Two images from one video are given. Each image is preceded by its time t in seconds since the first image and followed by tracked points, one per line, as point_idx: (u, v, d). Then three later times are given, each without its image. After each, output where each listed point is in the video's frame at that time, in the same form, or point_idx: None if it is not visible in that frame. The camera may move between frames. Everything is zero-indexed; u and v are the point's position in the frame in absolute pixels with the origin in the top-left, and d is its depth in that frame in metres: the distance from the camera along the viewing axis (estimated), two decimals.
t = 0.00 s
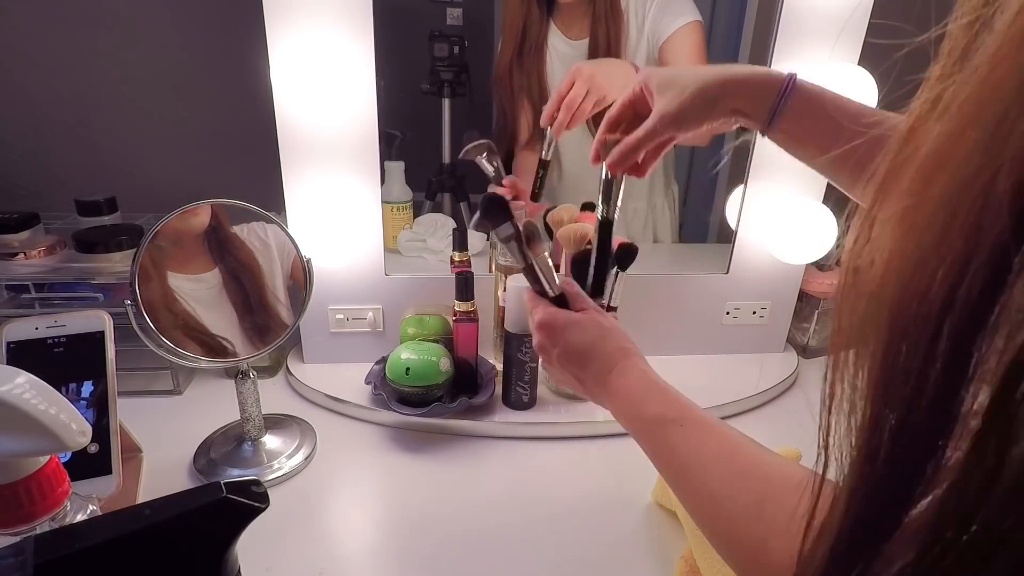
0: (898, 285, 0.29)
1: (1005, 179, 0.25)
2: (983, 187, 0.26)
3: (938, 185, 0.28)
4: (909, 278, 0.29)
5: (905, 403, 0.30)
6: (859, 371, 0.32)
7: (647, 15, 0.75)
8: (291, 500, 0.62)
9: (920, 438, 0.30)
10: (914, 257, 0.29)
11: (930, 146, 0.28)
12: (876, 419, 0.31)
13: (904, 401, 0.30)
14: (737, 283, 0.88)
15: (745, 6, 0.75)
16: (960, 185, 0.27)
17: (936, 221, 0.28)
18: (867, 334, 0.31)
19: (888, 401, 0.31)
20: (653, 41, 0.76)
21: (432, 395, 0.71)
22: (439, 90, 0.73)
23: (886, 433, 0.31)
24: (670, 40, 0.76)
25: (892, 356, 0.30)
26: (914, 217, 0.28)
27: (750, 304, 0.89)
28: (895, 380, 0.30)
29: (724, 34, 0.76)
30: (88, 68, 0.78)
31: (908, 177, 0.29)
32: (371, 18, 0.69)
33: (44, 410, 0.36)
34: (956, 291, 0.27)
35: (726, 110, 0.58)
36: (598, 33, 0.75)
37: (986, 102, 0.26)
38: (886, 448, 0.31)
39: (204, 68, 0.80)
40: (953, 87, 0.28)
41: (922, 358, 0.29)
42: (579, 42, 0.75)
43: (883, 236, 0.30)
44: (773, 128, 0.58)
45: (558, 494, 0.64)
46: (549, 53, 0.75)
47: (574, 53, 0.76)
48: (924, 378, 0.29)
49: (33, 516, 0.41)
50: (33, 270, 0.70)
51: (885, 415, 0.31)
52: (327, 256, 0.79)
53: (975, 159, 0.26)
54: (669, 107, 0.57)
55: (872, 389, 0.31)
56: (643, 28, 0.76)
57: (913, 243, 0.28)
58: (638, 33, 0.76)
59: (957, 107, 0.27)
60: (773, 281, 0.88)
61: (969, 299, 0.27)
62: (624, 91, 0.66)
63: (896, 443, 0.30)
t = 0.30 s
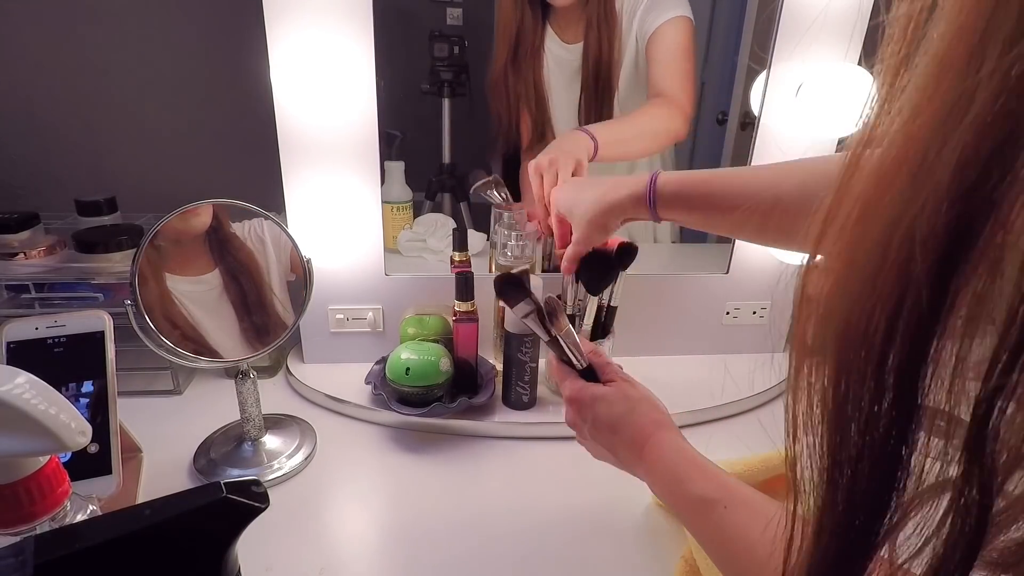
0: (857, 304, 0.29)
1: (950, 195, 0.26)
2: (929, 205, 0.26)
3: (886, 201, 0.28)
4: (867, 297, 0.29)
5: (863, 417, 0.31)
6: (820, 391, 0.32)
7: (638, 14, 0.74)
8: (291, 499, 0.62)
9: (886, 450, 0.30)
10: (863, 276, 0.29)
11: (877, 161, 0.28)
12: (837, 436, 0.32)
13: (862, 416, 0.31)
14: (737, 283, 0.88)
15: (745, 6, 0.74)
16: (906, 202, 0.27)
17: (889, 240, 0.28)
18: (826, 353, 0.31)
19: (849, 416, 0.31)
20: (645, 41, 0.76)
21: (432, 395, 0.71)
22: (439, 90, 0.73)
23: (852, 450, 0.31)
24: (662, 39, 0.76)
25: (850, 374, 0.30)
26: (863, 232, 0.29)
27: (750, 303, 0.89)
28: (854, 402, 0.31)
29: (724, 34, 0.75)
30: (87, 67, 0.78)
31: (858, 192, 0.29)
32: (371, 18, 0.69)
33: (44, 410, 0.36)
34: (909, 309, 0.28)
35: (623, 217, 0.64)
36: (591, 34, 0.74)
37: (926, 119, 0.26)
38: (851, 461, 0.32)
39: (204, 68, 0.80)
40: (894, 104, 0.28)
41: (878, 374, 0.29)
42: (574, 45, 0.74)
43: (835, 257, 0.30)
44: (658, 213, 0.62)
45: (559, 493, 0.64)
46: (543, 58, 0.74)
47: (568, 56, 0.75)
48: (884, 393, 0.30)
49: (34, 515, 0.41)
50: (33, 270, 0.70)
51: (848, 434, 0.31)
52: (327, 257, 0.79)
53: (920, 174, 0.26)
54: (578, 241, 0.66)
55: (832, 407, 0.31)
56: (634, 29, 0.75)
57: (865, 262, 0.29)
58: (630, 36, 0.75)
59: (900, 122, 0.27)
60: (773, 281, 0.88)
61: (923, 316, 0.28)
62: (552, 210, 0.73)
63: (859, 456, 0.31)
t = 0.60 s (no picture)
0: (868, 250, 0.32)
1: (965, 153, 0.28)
2: (947, 160, 0.29)
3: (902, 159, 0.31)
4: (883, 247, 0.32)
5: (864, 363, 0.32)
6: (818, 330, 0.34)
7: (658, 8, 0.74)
8: (291, 500, 0.62)
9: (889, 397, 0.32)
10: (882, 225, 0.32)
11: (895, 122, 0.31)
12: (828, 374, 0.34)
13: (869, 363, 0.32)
14: (737, 283, 0.88)
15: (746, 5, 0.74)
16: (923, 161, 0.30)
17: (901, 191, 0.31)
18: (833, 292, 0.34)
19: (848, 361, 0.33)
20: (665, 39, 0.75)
21: (432, 395, 0.71)
22: (439, 90, 0.73)
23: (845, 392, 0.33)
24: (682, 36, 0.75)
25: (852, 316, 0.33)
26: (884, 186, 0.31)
27: (750, 303, 0.89)
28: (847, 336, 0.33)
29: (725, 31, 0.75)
30: (88, 68, 0.78)
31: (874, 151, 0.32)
32: (371, 18, 0.69)
33: (44, 410, 0.36)
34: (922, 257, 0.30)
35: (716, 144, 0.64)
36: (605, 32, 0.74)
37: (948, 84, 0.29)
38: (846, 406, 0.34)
39: (205, 68, 0.80)
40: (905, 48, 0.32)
41: (855, 287, 0.33)
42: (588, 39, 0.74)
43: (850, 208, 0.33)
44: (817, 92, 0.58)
45: (558, 493, 0.64)
46: (558, 52, 0.74)
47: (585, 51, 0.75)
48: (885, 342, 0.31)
49: (34, 515, 0.41)
50: (33, 270, 0.70)
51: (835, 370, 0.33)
52: (327, 256, 0.79)
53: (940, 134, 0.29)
54: (714, 53, 0.65)
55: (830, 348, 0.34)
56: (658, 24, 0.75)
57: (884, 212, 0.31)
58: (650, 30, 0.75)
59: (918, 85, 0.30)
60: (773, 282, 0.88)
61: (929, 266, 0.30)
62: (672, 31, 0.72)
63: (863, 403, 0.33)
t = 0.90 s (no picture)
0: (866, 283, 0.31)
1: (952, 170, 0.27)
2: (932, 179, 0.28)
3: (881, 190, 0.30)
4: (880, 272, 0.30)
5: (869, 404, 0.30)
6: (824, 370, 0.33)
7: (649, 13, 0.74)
8: (291, 500, 0.62)
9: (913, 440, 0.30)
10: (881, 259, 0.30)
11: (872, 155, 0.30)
12: (827, 415, 0.32)
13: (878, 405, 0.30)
14: (738, 283, 0.88)
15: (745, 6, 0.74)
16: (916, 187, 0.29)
17: (890, 220, 0.30)
18: (830, 333, 0.33)
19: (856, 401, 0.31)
20: (654, 44, 0.75)
21: (432, 395, 0.71)
22: (439, 90, 0.73)
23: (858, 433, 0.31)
24: (671, 39, 0.75)
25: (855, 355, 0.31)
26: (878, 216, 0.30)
27: (750, 303, 0.89)
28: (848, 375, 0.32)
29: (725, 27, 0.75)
30: (88, 68, 0.78)
31: (847, 187, 0.32)
32: (371, 19, 0.69)
33: (44, 411, 0.36)
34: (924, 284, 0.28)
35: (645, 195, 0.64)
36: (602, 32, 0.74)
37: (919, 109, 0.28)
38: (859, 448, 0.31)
39: (206, 69, 0.80)
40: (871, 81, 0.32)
41: (857, 320, 0.31)
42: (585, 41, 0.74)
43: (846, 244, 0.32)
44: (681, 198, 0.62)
45: (558, 493, 0.64)
46: (555, 56, 0.74)
47: (579, 53, 0.74)
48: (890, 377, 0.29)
49: (34, 515, 0.41)
50: (33, 270, 0.70)
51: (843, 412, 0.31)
52: (327, 256, 0.79)
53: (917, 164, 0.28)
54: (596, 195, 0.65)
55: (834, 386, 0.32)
56: (645, 28, 0.74)
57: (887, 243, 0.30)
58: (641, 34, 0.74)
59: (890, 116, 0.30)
60: (773, 282, 0.88)
61: (937, 295, 0.28)
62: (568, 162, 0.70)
63: (877, 447, 0.30)
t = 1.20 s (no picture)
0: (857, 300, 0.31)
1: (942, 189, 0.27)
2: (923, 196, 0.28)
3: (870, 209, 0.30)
4: (872, 288, 0.30)
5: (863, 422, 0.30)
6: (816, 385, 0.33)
7: (642, 16, 0.75)
8: (291, 500, 0.62)
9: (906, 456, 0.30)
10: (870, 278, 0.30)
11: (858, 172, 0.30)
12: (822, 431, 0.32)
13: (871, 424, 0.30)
14: (737, 283, 0.88)
15: (745, 5, 0.74)
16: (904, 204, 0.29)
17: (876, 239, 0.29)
18: (822, 350, 0.33)
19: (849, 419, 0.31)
20: (648, 45, 0.76)
21: (432, 395, 0.71)
22: (439, 90, 0.73)
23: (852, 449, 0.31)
24: (663, 36, 0.76)
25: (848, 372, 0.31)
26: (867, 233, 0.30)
27: (750, 304, 0.89)
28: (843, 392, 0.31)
29: (724, 28, 0.75)
30: (88, 68, 0.78)
31: (834, 205, 0.31)
32: (371, 18, 0.69)
33: (44, 411, 0.36)
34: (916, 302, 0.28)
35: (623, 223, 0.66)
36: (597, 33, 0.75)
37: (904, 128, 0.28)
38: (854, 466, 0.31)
39: (206, 68, 0.80)
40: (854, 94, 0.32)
41: (842, 335, 0.31)
42: (581, 43, 0.75)
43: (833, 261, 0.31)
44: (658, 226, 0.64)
45: (558, 493, 0.64)
46: (550, 57, 0.75)
47: (574, 55, 0.75)
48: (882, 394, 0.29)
49: (34, 515, 0.41)
50: (33, 270, 0.70)
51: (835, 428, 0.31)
52: (327, 257, 0.79)
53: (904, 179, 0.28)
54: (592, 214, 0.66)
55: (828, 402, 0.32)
56: (637, 27, 0.75)
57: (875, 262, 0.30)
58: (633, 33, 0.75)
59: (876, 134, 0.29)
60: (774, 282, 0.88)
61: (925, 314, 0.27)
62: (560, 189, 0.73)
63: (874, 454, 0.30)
